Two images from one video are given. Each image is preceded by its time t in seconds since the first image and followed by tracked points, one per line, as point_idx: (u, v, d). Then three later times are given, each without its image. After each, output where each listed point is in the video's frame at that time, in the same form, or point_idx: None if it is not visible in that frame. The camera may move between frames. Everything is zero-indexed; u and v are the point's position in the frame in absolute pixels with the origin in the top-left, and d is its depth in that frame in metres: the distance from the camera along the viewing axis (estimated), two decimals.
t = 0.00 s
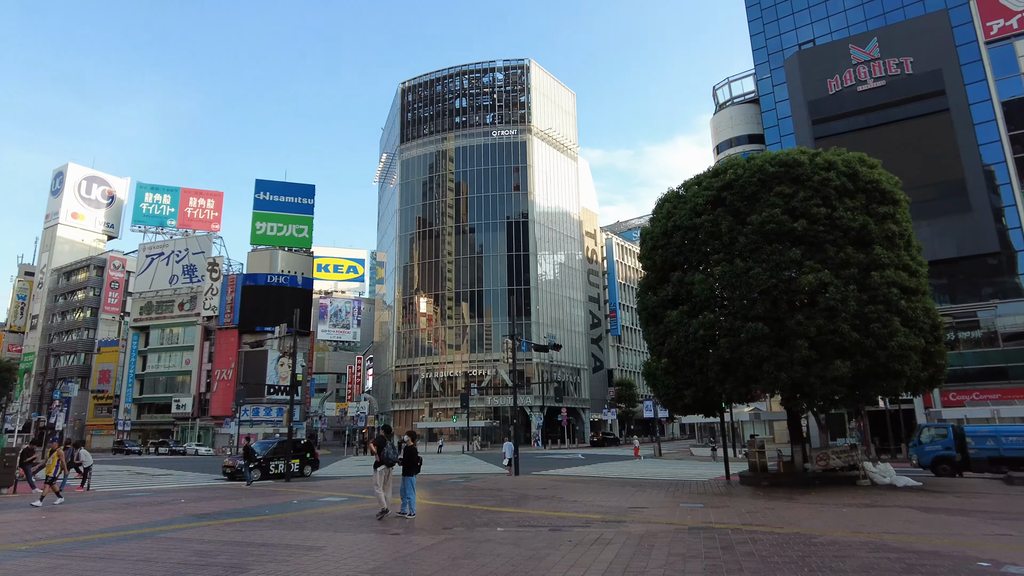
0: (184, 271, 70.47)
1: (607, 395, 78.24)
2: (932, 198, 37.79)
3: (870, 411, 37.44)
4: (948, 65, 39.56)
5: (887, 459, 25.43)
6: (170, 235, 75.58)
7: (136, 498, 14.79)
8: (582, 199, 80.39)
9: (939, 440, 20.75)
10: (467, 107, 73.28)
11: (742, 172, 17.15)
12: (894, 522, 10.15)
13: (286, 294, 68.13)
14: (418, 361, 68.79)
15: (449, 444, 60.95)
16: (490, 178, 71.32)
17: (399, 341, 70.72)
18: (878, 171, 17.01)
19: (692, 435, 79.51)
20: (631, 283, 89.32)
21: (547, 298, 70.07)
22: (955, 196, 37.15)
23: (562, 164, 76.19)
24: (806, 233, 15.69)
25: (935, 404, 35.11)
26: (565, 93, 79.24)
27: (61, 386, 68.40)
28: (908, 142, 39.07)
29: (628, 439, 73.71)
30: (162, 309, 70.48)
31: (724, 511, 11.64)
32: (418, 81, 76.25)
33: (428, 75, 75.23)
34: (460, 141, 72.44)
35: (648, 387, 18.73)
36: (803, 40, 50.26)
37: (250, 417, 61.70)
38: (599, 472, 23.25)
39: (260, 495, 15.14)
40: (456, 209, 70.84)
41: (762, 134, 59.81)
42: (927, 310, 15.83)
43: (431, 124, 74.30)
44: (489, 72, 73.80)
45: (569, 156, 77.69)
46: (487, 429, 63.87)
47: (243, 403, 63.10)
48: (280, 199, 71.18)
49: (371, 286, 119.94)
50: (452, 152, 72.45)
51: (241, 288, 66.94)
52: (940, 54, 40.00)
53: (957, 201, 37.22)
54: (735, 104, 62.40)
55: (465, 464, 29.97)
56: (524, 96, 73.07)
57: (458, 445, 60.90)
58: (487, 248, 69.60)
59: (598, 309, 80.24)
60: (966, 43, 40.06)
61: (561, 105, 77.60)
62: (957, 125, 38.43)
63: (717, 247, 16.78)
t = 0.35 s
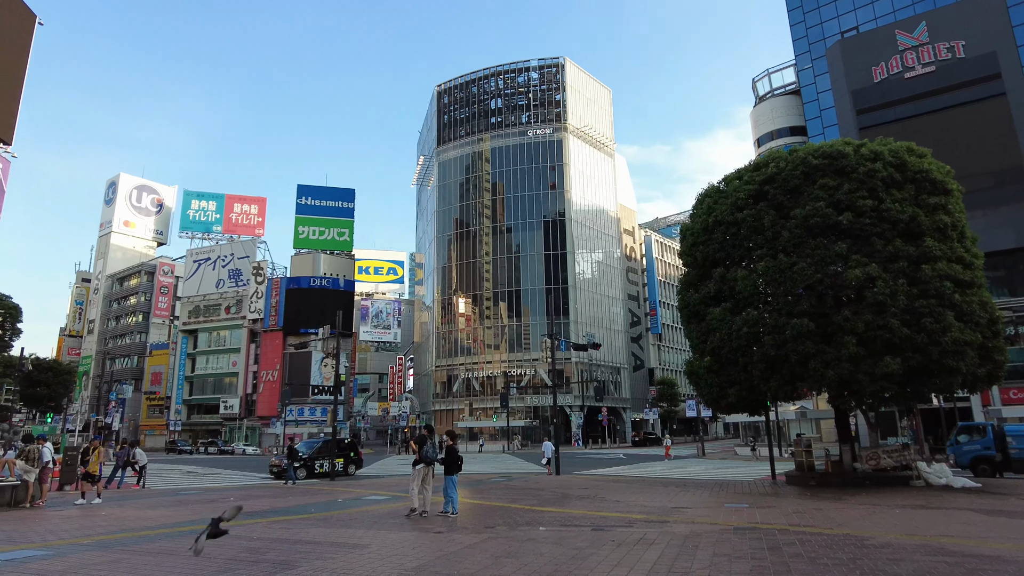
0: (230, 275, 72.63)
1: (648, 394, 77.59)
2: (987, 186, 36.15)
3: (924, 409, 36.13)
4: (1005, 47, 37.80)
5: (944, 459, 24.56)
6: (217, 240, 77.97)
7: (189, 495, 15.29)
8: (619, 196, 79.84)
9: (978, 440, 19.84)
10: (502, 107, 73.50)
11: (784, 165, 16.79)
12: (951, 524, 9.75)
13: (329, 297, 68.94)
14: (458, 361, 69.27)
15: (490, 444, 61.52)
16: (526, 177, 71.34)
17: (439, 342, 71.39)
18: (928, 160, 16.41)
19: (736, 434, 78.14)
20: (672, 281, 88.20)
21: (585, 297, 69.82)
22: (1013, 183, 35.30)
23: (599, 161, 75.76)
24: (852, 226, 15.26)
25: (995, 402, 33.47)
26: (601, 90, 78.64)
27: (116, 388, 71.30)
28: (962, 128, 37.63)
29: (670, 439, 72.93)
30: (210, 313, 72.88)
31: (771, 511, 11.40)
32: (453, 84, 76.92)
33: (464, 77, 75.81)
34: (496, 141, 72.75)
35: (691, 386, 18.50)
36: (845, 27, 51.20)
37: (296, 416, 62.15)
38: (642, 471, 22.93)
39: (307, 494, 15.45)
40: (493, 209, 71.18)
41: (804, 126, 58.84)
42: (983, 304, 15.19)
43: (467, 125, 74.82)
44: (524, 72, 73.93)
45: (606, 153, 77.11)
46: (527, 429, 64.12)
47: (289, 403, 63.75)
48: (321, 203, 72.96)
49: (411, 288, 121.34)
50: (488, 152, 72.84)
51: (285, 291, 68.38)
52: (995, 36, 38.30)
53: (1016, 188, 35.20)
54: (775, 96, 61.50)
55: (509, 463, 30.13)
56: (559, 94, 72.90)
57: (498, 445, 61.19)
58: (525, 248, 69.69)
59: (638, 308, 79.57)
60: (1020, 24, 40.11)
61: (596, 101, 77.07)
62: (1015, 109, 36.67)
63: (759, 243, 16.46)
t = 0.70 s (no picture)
0: (271, 278, 74.35)
1: (688, 393, 76.57)
2: None
3: (979, 407, 34.79)
4: None
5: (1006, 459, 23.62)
6: (258, 243, 79.94)
7: (235, 493, 15.69)
8: (655, 192, 79.01)
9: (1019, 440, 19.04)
10: (536, 106, 73.52)
11: (825, 157, 16.38)
12: (1010, 527, 9.33)
13: (367, 298, 70.52)
14: (495, 360, 69.54)
15: (527, 443, 61.69)
16: (561, 175, 71.15)
17: (475, 341, 71.84)
18: (980, 148, 15.78)
19: (779, 433, 76.50)
20: (711, 278, 86.72)
21: (622, 295, 69.30)
22: None
23: (635, 157, 75.04)
24: (898, 218, 14.78)
25: None
26: (635, 85, 77.88)
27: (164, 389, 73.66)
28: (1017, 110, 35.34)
29: (711, 438, 71.92)
30: (252, 315, 74.61)
31: (816, 511, 11.12)
32: (486, 84, 77.36)
33: (497, 77, 76.14)
34: (530, 140, 72.88)
35: (731, 384, 18.19)
36: (888, 13, 50.11)
37: (337, 416, 63.68)
38: (683, 471, 22.51)
39: (349, 492, 15.72)
40: (528, 209, 71.34)
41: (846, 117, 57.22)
42: None
43: (501, 125, 75.09)
44: (557, 70, 73.74)
45: (641, 149, 76.34)
46: (565, 428, 63.66)
47: (329, 403, 64.97)
48: (359, 206, 74.40)
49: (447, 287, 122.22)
50: (522, 151, 72.99)
51: (324, 292, 69.89)
52: None
53: None
54: (815, 87, 60.01)
55: (551, 461, 30.17)
56: (593, 91, 72.46)
57: (536, 444, 61.25)
58: (559, 247, 69.51)
59: (676, 305, 78.63)
60: None
61: (631, 97, 76.38)
62: None
63: (801, 237, 16.11)
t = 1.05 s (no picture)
0: (313, 281, 76.03)
1: (730, 392, 75.30)
2: None
3: None
4: None
5: None
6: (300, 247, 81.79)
7: (281, 492, 16.06)
8: (693, 188, 77.95)
9: None
10: (570, 104, 73.30)
11: (870, 148, 15.88)
12: None
13: (406, 298, 71.66)
14: (533, 359, 69.62)
15: (567, 442, 61.62)
16: (596, 173, 70.73)
17: (513, 341, 72.06)
18: None
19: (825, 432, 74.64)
20: (752, 274, 84.94)
21: (661, 292, 68.56)
22: None
23: (672, 152, 74.17)
24: (948, 210, 14.23)
25: None
26: (671, 80, 76.87)
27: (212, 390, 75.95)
28: None
29: (754, 438, 70.74)
30: (295, 318, 76.46)
31: (866, 513, 10.80)
32: (520, 84, 77.56)
33: (531, 76, 76.25)
34: (565, 138, 72.70)
35: (775, 382, 17.87)
36: None
37: (377, 416, 65.26)
38: (726, 471, 22.11)
39: (391, 491, 15.94)
40: (563, 207, 71.22)
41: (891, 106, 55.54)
42: None
43: (535, 124, 75.19)
44: (591, 67, 73.36)
45: (678, 144, 75.40)
46: (604, 428, 63.03)
47: (370, 403, 67.20)
48: (395, 209, 75.37)
49: (484, 287, 122.72)
50: (557, 150, 72.92)
51: (364, 294, 71.34)
52: None
53: None
54: (857, 76, 58.37)
55: (595, 461, 30.05)
56: (628, 87, 71.85)
57: (576, 443, 61.06)
58: (596, 245, 69.14)
59: (716, 303, 77.45)
60: None
61: (666, 92, 75.48)
62: None
63: (845, 231, 15.69)
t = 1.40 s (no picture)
0: (352, 283, 77.51)
1: (773, 390, 73.90)
2: None
3: None
4: None
5: None
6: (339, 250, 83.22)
7: (324, 491, 16.39)
8: (732, 182, 76.58)
9: None
10: (604, 100, 72.79)
11: (916, 138, 15.34)
12: None
13: (443, 299, 72.53)
14: (569, 358, 69.46)
15: (606, 442, 61.36)
16: (630, 170, 70.10)
17: (548, 341, 71.83)
18: None
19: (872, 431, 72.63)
20: (794, 269, 82.94)
21: (700, 289, 67.61)
22: None
23: (709, 147, 72.91)
24: (1001, 199, 13.65)
25: None
26: (707, 73, 75.56)
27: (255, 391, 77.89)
28: None
29: (797, 437, 69.33)
30: (336, 318, 77.99)
31: (918, 514, 10.44)
32: (554, 82, 77.48)
33: (564, 74, 76.09)
34: (600, 135, 72.21)
35: (820, 379, 17.46)
36: None
37: (416, 415, 66.04)
38: (772, 471, 21.30)
39: (431, 490, 16.12)
40: (599, 205, 70.83)
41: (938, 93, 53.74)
42: None
43: (570, 122, 75.01)
44: (625, 62, 72.66)
45: (716, 138, 74.13)
46: (644, 428, 62.41)
47: (409, 402, 68.37)
48: (430, 211, 76.29)
49: (519, 287, 122.75)
50: (592, 148, 72.54)
51: (402, 295, 72.69)
52: None
53: None
54: (902, 63, 56.61)
55: (638, 462, 29.80)
56: (663, 82, 70.87)
57: (615, 443, 60.69)
58: (632, 242, 68.52)
59: (758, 299, 76.10)
60: None
61: (703, 85, 74.19)
62: None
63: (891, 224, 15.22)
